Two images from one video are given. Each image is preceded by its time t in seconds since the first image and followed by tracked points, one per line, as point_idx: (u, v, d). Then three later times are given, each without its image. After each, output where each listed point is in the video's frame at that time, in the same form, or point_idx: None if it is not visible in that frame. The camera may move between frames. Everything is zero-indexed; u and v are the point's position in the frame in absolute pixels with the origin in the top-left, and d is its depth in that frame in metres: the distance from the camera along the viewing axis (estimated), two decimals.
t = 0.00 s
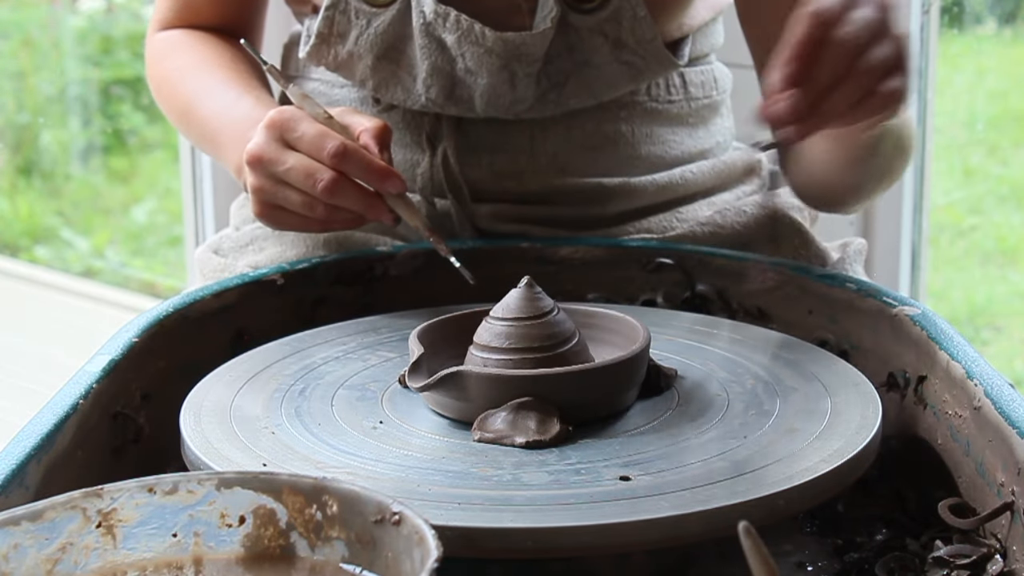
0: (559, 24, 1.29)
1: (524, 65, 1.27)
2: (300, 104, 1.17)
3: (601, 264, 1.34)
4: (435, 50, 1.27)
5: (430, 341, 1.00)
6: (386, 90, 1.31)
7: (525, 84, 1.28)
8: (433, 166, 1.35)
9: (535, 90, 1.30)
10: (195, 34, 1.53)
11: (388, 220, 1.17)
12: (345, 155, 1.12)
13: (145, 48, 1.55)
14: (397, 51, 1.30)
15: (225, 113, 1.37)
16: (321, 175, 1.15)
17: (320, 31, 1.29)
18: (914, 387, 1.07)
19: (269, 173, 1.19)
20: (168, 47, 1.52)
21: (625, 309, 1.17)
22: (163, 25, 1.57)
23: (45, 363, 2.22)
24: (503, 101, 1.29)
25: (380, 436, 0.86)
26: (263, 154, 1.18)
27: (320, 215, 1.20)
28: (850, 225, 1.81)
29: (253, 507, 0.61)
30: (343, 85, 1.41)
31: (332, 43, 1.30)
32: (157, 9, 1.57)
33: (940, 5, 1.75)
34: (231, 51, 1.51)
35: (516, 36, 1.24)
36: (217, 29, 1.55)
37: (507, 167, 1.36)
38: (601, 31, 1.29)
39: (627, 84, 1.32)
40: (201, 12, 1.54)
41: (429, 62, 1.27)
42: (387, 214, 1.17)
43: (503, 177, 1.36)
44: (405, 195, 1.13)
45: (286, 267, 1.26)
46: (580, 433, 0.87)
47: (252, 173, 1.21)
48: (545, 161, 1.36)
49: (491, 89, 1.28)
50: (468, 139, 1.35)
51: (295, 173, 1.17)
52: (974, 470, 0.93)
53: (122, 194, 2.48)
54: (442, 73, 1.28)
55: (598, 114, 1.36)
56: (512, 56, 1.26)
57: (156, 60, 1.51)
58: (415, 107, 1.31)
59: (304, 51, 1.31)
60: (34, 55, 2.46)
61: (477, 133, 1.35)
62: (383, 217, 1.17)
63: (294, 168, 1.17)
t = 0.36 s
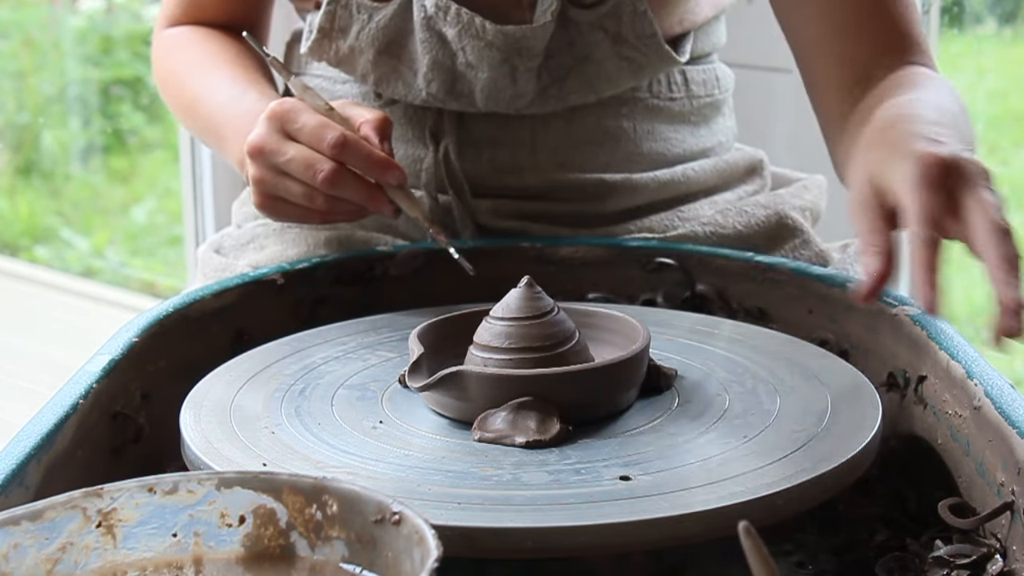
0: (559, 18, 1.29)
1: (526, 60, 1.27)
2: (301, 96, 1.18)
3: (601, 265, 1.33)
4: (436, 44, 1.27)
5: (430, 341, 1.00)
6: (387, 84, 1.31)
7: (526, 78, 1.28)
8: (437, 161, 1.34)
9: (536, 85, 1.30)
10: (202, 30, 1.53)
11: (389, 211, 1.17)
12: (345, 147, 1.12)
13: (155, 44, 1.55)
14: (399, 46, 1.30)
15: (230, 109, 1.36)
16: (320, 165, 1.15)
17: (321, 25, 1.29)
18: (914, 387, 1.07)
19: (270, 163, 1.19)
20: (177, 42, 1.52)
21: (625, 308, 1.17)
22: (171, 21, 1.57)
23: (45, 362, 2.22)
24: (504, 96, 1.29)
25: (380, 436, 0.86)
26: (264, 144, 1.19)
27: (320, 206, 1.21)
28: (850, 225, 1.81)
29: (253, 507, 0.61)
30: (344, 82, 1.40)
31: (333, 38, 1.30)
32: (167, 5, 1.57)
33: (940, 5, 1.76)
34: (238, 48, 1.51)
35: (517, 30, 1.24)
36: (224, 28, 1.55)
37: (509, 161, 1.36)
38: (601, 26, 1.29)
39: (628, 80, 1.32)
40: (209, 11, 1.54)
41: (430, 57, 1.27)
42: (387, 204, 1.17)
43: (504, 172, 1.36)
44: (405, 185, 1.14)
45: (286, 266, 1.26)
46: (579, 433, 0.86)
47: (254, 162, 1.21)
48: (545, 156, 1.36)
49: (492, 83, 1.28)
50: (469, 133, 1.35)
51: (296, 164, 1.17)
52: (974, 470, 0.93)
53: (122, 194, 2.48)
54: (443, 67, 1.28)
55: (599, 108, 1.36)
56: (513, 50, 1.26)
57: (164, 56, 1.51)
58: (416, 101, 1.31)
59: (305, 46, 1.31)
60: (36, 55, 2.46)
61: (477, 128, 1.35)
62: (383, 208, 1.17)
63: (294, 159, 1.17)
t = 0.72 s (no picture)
0: (558, 22, 1.28)
1: (523, 62, 1.27)
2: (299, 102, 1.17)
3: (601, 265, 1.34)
4: (434, 47, 1.27)
5: (430, 341, 1.00)
6: (384, 87, 1.31)
7: (523, 81, 1.28)
8: (435, 160, 1.34)
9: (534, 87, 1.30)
10: (196, 33, 1.53)
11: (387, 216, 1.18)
12: (344, 152, 1.12)
13: (148, 48, 1.55)
14: (396, 49, 1.30)
15: (226, 111, 1.36)
16: (319, 172, 1.15)
17: (320, 28, 1.29)
18: (914, 387, 1.07)
19: (269, 168, 1.19)
20: (169, 47, 1.52)
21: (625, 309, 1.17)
22: (164, 24, 1.56)
23: (45, 363, 2.22)
24: (502, 99, 1.29)
25: (379, 436, 0.86)
26: (263, 150, 1.18)
27: (318, 211, 1.20)
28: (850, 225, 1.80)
29: (253, 507, 0.61)
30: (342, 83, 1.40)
31: (331, 40, 1.30)
32: (160, 8, 1.57)
33: (940, 5, 1.74)
34: (231, 50, 1.50)
35: (514, 34, 1.24)
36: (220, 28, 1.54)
37: (507, 162, 1.36)
38: (598, 29, 1.28)
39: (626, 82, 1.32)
40: (204, 12, 1.53)
41: (429, 60, 1.27)
42: (386, 209, 1.17)
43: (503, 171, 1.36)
44: (403, 191, 1.14)
45: (286, 267, 1.26)
46: (579, 433, 0.86)
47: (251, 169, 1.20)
48: (544, 156, 1.36)
49: (490, 85, 1.28)
50: (466, 135, 1.35)
51: (295, 169, 1.16)
52: (974, 469, 0.93)
53: (122, 194, 2.48)
54: (441, 70, 1.28)
55: (597, 109, 1.36)
56: (512, 53, 1.26)
57: (158, 58, 1.51)
58: (414, 104, 1.32)
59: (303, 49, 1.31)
60: (35, 55, 2.46)
61: (476, 130, 1.35)
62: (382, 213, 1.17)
63: (292, 165, 1.16)
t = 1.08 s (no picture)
0: (556, 13, 1.30)
1: (521, 54, 1.27)
2: (301, 89, 1.17)
3: (600, 265, 1.34)
4: (433, 40, 1.27)
5: (429, 340, 0.99)
6: (384, 81, 1.31)
7: (522, 73, 1.28)
8: (437, 155, 1.34)
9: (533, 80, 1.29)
10: (200, 31, 1.53)
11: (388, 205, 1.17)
12: (345, 140, 1.12)
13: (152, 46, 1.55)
14: (395, 43, 1.30)
15: (231, 105, 1.36)
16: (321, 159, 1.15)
17: (320, 22, 1.30)
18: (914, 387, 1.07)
19: (271, 156, 1.19)
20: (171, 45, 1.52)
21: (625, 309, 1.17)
22: (168, 23, 1.57)
23: (45, 363, 2.21)
24: (501, 92, 1.29)
25: (379, 436, 0.86)
26: (265, 137, 1.18)
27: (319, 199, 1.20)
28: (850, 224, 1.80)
29: (253, 507, 0.61)
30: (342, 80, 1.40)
31: (331, 35, 1.30)
32: (165, 8, 1.57)
33: (940, 4, 1.75)
34: (237, 48, 1.50)
35: (512, 24, 1.24)
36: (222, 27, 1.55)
37: (507, 158, 1.36)
38: (596, 22, 1.29)
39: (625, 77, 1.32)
40: (206, 12, 1.53)
41: (428, 53, 1.28)
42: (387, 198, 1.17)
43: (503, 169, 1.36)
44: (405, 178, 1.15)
45: (286, 267, 1.26)
46: (579, 433, 0.86)
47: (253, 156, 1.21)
48: (544, 151, 1.36)
49: (489, 78, 1.28)
50: (467, 130, 1.36)
51: (296, 156, 1.17)
52: (974, 469, 0.93)
53: (122, 194, 2.48)
54: (440, 63, 1.28)
55: (597, 104, 1.36)
56: (510, 44, 1.26)
57: (162, 57, 1.51)
58: (413, 98, 1.31)
59: (303, 43, 1.32)
60: (35, 55, 2.45)
61: (475, 125, 1.35)
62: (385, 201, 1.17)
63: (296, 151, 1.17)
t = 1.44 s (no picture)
0: None
1: (536, 6, 1.31)
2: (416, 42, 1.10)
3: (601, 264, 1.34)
4: None
5: (429, 340, 1.00)
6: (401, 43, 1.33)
7: (536, 28, 1.32)
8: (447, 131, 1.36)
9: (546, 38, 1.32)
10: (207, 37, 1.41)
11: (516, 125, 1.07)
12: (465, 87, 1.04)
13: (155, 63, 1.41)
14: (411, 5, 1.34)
15: (280, 77, 1.28)
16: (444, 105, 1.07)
17: None
18: (914, 387, 1.07)
19: (394, 115, 1.10)
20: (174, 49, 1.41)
21: (625, 309, 1.17)
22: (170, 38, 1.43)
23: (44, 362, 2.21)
24: (516, 51, 1.33)
25: (378, 436, 0.86)
26: (386, 95, 1.10)
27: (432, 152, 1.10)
28: (850, 224, 1.80)
29: (252, 507, 0.61)
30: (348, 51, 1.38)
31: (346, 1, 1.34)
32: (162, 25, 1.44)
33: (939, 4, 1.76)
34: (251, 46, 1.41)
35: None
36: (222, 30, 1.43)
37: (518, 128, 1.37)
38: None
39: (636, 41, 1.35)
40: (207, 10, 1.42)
41: (444, 10, 1.31)
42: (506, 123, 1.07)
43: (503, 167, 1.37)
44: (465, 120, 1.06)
45: (286, 266, 1.26)
46: (577, 434, 0.86)
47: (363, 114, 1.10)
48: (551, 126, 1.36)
49: (505, 33, 1.32)
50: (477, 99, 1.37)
51: (420, 111, 1.08)
52: (974, 469, 0.93)
53: (122, 194, 2.48)
54: (457, 20, 1.32)
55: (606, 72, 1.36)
56: None
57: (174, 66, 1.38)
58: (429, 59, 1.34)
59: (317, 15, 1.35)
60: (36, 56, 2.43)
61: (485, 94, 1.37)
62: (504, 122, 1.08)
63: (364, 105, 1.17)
